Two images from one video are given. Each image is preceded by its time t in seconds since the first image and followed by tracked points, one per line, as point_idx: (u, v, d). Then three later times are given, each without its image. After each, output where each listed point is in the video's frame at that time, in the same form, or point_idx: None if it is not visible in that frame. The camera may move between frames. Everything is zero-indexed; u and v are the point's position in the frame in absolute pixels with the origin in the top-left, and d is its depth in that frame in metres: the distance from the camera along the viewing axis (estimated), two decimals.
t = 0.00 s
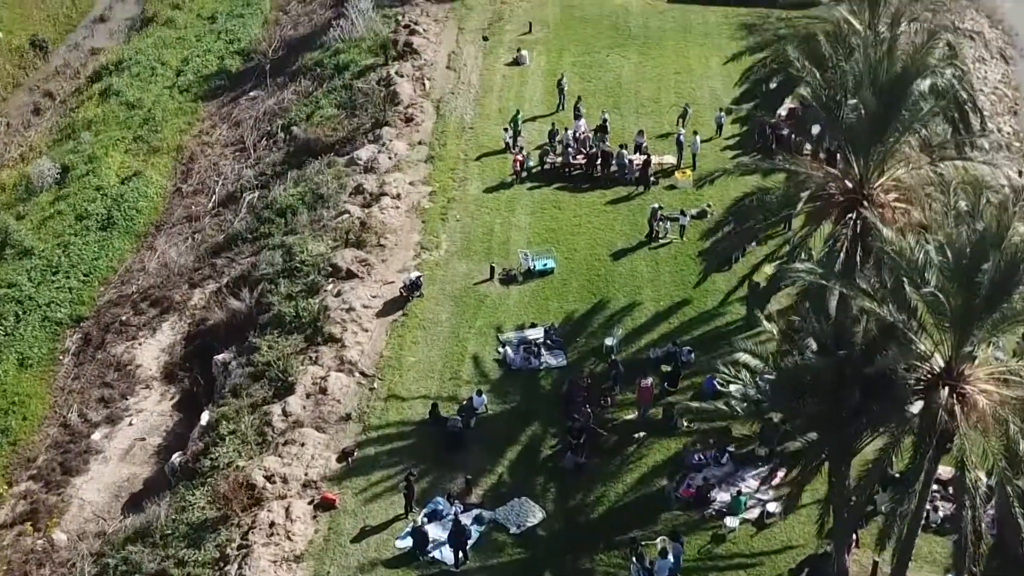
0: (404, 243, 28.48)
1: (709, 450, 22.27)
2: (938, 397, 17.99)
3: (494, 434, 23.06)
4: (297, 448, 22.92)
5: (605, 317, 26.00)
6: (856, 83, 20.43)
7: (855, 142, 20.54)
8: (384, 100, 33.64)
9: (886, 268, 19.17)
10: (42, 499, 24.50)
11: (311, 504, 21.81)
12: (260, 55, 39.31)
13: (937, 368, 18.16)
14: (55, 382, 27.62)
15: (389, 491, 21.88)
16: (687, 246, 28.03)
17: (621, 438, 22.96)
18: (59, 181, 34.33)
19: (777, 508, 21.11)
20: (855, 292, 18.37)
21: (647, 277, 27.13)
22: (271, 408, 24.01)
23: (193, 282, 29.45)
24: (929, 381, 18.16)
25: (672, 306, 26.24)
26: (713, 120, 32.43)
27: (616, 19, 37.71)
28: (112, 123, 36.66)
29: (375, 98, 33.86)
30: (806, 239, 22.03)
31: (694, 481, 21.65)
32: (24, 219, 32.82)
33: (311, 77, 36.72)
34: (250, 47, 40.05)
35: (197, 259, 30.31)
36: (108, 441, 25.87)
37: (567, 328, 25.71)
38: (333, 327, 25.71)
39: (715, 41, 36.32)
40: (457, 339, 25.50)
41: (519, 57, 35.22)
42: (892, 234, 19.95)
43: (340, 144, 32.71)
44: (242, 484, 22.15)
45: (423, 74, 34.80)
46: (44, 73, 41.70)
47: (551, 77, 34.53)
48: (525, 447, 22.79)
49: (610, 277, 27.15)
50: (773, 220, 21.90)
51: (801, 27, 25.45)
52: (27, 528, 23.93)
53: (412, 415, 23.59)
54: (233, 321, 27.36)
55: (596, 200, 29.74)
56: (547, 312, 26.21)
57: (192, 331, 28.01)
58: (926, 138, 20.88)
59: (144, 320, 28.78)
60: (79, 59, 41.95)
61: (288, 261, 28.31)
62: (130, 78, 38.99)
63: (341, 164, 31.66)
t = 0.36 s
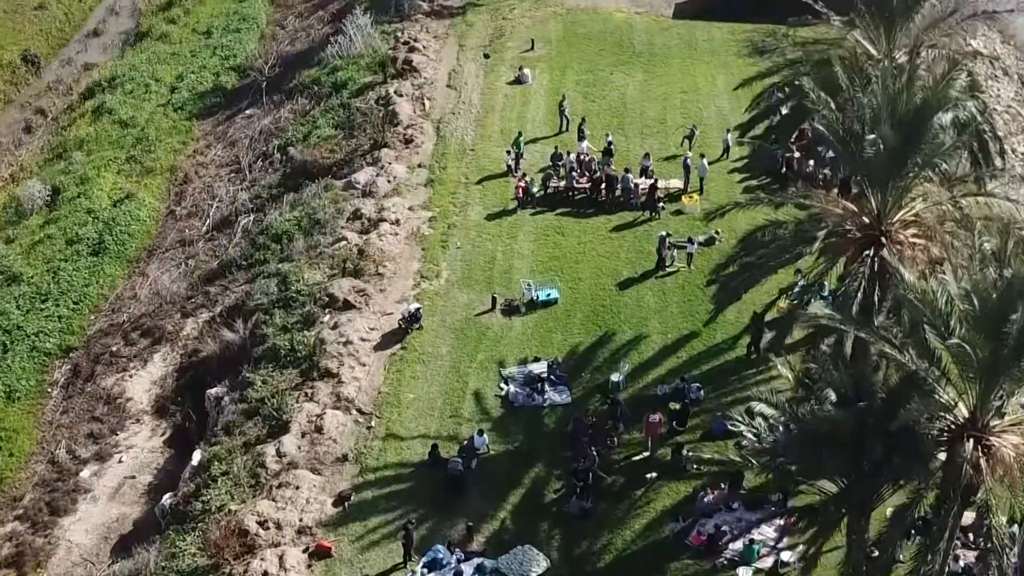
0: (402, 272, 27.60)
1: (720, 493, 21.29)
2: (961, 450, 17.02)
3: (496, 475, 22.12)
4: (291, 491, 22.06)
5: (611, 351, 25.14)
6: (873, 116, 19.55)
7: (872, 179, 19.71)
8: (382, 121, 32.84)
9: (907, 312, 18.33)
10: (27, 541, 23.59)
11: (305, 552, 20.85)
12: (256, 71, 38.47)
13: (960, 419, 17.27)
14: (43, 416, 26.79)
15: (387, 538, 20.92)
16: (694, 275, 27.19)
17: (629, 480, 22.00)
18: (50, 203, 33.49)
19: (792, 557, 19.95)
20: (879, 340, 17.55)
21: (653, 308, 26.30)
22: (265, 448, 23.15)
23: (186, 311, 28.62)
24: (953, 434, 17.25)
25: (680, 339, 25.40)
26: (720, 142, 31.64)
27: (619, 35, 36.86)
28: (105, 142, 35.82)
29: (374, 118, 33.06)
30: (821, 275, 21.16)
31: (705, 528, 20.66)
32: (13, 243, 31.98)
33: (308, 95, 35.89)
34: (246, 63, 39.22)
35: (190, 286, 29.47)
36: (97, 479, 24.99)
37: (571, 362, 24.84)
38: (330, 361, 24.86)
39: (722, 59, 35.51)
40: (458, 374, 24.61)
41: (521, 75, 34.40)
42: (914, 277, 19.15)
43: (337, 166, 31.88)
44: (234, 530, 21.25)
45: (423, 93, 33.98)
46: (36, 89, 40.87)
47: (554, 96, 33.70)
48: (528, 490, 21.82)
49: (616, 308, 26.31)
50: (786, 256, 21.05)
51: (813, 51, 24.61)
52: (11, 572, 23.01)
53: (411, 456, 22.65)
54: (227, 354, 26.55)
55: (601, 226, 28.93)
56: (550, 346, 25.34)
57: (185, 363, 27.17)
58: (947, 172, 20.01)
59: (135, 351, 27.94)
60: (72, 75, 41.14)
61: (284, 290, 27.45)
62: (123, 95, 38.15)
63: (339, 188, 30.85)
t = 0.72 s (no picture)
0: (401, 302, 26.74)
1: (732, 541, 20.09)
2: (987, 505, 16.37)
3: (498, 521, 21.25)
4: (286, 538, 21.19)
5: (617, 386, 24.27)
6: (894, 151, 18.76)
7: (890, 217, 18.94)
8: (381, 143, 32.04)
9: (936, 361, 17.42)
10: None
11: None
12: (252, 88, 37.72)
13: (987, 470, 16.51)
14: (31, 452, 25.95)
15: None
16: (702, 304, 26.35)
17: (637, 526, 21.12)
18: (41, 226, 32.67)
19: None
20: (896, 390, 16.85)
21: (661, 340, 25.44)
22: (260, 490, 22.31)
23: (179, 342, 27.80)
24: (979, 486, 16.55)
25: (689, 373, 24.54)
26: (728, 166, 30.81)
27: (624, 52, 36.06)
28: (97, 163, 35.00)
29: (372, 140, 32.27)
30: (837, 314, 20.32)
31: None
32: (2, 268, 31.14)
33: (306, 114, 35.13)
34: (243, 80, 38.43)
35: (184, 315, 28.66)
36: (85, 519, 24.13)
37: (577, 398, 23.99)
38: (326, 397, 24.00)
39: (729, 78, 34.73)
40: (459, 411, 23.75)
41: (524, 94, 33.60)
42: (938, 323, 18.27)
43: (335, 189, 31.08)
44: None
45: (423, 113, 33.20)
46: (28, 106, 40.03)
47: (557, 117, 32.90)
48: (533, 536, 20.94)
49: (622, 340, 25.46)
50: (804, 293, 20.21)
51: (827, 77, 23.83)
52: None
53: (409, 500, 21.81)
54: (220, 388, 25.74)
55: (606, 252, 28.12)
56: (554, 382, 24.43)
57: (177, 396, 26.34)
58: (970, 208, 19.21)
59: (126, 383, 27.12)
60: (64, 91, 40.29)
61: (279, 321, 26.58)
62: (117, 113, 37.32)
63: (337, 212, 30.02)
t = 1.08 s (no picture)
0: (400, 333, 25.89)
1: None
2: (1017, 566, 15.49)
3: (500, 568, 20.35)
4: None
5: (624, 423, 23.39)
6: (915, 189, 17.95)
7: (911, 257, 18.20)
8: (380, 165, 31.25)
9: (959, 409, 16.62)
10: None
11: None
12: (249, 105, 36.95)
13: (1017, 527, 15.56)
14: (18, 489, 25.13)
15: None
16: (711, 335, 25.52)
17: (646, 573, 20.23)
18: (31, 250, 31.87)
19: None
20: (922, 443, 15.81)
21: (668, 374, 24.58)
22: (253, 534, 21.46)
23: (171, 373, 27.00)
24: (1009, 545, 15.63)
25: (698, 408, 23.64)
26: (736, 190, 30.01)
27: (628, 69, 35.26)
28: (89, 183, 34.19)
29: (371, 161, 31.49)
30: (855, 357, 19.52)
31: None
32: None
33: (303, 133, 34.35)
34: (238, 96, 37.62)
35: (176, 343, 27.85)
36: (73, 561, 23.23)
37: (582, 435, 23.13)
38: (322, 435, 23.17)
39: (736, 96, 33.94)
40: (460, 450, 22.86)
41: (525, 114, 32.84)
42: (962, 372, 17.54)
43: (332, 213, 30.28)
44: None
45: (422, 133, 32.41)
46: (19, 122, 39.21)
47: (560, 138, 32.13)
48: None
49: (628, 374, 24.62)
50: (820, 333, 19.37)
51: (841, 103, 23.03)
52: None
53: (408, 545, 20.90)
54: (213, 423, 24.94)
55: (611, 281, 27.30)
56: (558, 419, 23.52)
57: (169, 431, 25.50)
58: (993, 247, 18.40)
59: (116, 416, 26.33)
60: (57, 107, 39.49)
61: (274, 353, 25.75)
62: (110, 131, 36.51)
63: (334, 237, 29.21)
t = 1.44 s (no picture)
0: (399, 365, 25.03)
1: None
2: None
3: None
4: None
5: (631, 462, 22.48)
6: (939, 230, 17.13)
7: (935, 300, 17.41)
8: (379, 187, 30.47)
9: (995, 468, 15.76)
10: None
11: None
12: (245, 122, 36.17)
13: None
14: (3, 528, 24.30)
15: None
16: (721, 367, 24.64)
17: None
18: (20, 274, 31.08)
19: None
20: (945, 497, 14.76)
21: (677, 409, 23.67)
22: None
23: (163, 406, 26.19)
24: None
25: (708, 446, 22.75)
26: (744, 214, 29.20)
27: (633, 87, 34.49)
28: (81, 204, 33.39)
29: (369, 184, 30.73)
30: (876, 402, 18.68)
31: None
32: None
33: (300, 153, 33.58)
34: (234, 113, 36.83)
35: (168, 374, 27.05)
36: None
37: (588, 475, 22.23)
38: (318, 475, 22.37)
39: (743, 116, 33.16)
40: (460, 491, 21.99)
41: (528, 134, 32.09)
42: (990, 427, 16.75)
43: (330, 237, 29.48)
44: None
45: (422, 154, 31.61)
46: (11, 139, 38.41)
47: (563, 159, 31.36)
48: None
49: (635, 409, 23.74)
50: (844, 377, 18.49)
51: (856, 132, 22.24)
52: None
53: None
54: (206, 460, 24.15)
55: (616, 310, 26.43)
56: (563, 457, 22.64)
57: (160, 467, 24.67)
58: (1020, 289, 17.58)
59: (106, 451, 25.53)
60: (49, 123, 38.70)
61: (269, 386, 24.92)
62: (103, 149, 35.72)
63: (331, 263, 28.40)
